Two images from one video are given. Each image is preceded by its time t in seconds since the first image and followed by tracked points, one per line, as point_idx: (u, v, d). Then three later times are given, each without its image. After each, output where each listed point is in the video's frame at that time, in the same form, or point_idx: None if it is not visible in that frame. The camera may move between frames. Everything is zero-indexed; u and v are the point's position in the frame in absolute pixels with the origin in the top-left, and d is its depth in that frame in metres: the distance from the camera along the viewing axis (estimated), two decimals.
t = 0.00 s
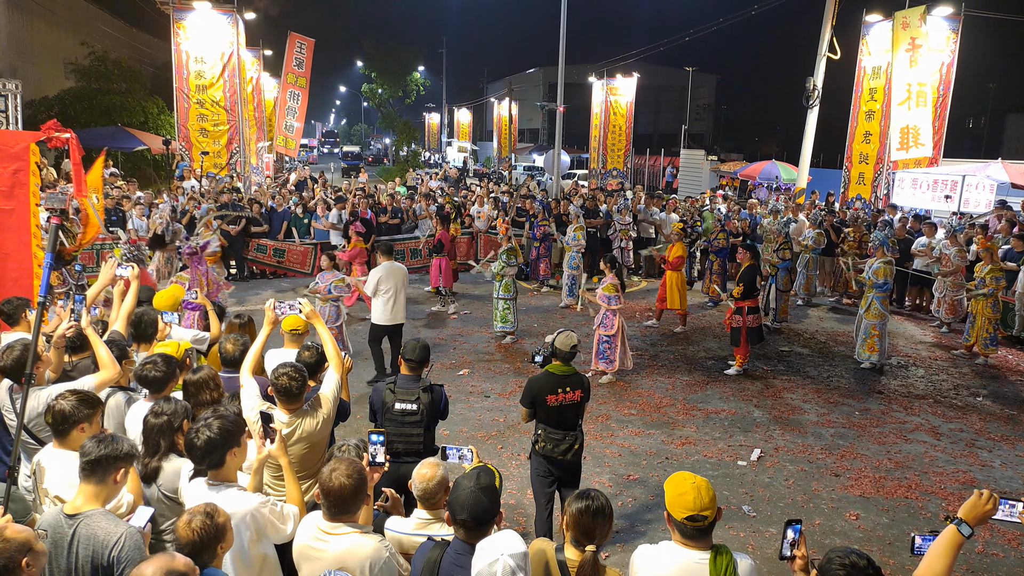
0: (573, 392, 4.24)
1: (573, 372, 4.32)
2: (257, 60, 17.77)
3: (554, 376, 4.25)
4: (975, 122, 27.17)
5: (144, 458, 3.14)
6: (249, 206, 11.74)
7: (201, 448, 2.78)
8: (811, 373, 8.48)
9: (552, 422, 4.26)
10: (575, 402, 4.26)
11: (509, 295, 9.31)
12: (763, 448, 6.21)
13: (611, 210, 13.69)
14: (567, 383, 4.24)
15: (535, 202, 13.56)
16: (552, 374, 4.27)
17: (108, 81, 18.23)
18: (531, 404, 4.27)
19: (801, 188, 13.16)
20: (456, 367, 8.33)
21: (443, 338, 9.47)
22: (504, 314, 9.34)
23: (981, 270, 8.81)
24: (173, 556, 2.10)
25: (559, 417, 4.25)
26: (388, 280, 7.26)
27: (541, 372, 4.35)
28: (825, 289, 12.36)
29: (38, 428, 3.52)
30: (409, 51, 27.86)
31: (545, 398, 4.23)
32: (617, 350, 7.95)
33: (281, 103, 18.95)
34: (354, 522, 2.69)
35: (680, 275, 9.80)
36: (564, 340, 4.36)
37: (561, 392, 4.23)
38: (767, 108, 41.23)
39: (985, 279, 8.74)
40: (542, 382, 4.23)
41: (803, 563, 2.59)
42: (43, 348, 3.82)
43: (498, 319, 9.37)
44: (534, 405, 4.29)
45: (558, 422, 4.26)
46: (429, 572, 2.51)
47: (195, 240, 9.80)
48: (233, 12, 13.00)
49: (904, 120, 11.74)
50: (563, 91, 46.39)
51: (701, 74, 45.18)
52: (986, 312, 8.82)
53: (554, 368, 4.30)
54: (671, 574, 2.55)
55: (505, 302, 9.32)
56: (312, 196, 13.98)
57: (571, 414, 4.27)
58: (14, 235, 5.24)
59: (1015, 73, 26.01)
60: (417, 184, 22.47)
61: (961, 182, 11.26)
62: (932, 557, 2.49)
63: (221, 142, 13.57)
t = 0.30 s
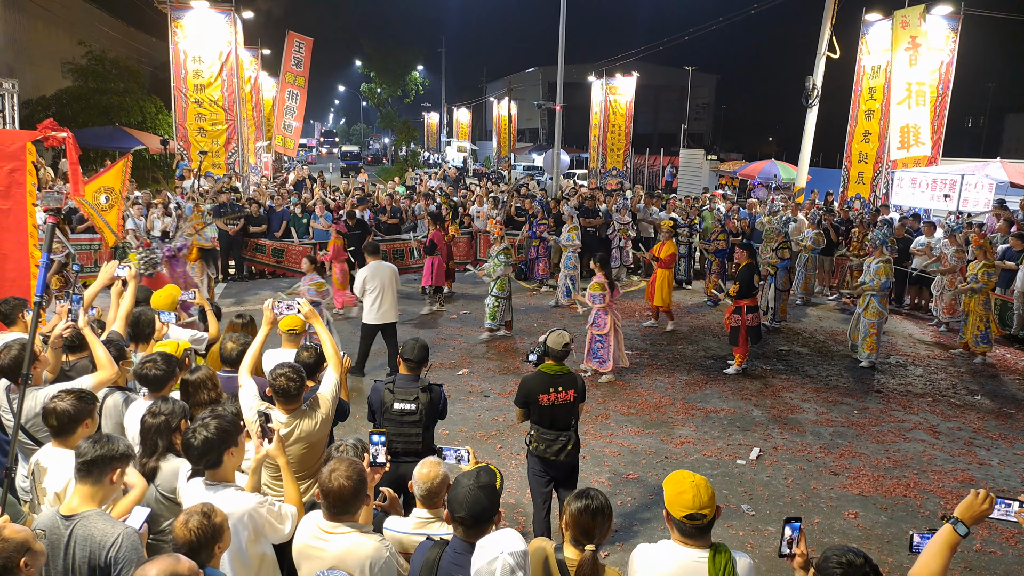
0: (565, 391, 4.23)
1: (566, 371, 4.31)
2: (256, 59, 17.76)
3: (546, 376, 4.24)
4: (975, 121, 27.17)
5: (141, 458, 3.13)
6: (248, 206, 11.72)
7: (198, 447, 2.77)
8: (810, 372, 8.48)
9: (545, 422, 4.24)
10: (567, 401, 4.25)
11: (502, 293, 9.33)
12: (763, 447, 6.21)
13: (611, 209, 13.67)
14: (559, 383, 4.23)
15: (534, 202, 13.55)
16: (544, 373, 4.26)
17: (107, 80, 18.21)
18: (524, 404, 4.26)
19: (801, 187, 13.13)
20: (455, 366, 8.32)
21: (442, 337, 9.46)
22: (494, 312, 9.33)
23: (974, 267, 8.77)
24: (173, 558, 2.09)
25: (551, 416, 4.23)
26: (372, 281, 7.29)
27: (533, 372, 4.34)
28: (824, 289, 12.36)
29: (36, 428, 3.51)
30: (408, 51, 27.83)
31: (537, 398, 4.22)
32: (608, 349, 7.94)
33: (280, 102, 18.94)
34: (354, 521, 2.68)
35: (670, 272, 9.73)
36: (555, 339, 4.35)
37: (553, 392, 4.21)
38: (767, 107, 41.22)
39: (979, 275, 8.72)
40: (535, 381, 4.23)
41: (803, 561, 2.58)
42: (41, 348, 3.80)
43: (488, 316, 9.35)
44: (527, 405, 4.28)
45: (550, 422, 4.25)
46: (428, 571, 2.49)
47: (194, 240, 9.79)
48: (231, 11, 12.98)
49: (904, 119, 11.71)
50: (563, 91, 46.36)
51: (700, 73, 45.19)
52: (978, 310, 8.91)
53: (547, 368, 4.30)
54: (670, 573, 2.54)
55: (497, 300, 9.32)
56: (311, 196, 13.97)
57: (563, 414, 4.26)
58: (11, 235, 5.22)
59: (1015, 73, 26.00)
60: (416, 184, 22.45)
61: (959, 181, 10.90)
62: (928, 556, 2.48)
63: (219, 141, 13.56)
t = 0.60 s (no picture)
0: (562, 391, 4.22)
1: (563, 371, 4.30)
2: (255, 59, 17.75)
3: (543, 376, 4.24)
4: (975, 120, 27.17)
5: (140, 459, 3.13)
6: (247, 206, 11.71)
7: (196, 447, 2.77)
8: (809, 371, 8.47)
9: (543, 422, 4.24)
10: (564, 401, 4.24)
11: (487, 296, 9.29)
12: (762, 446, 6.20)
13: (610, 209, 13.66)
14: (556, 383, 4.23)
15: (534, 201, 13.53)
16: (541, 373, 4.26)
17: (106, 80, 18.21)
18: (522, 404, 4.27)
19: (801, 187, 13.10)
20: (454, 366, 8.32)
21: (442, 337, 9.46)
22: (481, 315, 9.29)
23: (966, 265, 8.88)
24: (172, 560, 2.09)
25: (549, 417, 4.23)
26: (351, 280, 7.35)
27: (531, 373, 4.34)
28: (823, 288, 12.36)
29: (34, 428, 3.50)
30: (407, 51, 27.81)
31: (535, 398, 4.22)
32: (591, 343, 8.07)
33: (279, 102, 18.93)
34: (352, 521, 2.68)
35: (665, 273, 9.71)
36: (553, 339, 4.36)
37: (550, 391, 4.21)
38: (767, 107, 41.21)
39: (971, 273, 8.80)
40: (531, 381, 4.23)
41: (803, 560, 2.58)
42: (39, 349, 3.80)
43: (473, 319, 9.28)
44: (525, 405, 4.28)
45: (548, 423, 4.25)
46: (427, 570, 2.49)
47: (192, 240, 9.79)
48: (230, 11, 12.96)
49: (904, 118, 11.66)
50: (562, 90, 46.34)
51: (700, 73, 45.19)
52: (972, 307, 8.98)
53: (544, 367, 4.30)
54: (670, 572, 2.53)
55: (484, 303, 9.31)
56: (310, 196, 13.95)
57: (561, 414, 4.25)
58: (9, 235, 5.22)
59: (1015, 72, 26.00)
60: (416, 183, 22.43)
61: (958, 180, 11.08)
62: (925, 556, 2.48)
63: (218, 141, 13.55)
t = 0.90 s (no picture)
0: (559, 389, 4.21)
1: (560, 370, 4.30)
2: (253, 60, 17.73)
3: (539, 374, 4.25)
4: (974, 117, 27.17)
5: (138, 460, 3.12)
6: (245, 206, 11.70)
7: (193, 449, 2.76)
8: (808, 369, 8.47)
9: (541, 421, 4.23)
10: (562, 399, 4.23)
11: (474, 296, 9.25)
12: (761, 444, 6.20)
13: (609, 207, 13.66)
14: (553, 381, 4.22)
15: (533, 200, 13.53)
16: (538, 372, 4.27)
17: (104, 81, 18.20)
18: (519, 403, 4.27)
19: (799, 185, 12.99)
20: (454, 366, 8.31)
21: (442, 337, 9.45)
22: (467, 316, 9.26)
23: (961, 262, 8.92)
24: (172, 562, 2.08)
25: (546, 415, 4.22)
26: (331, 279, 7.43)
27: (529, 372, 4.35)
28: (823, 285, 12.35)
29: (32, 431, 3.48)
30: (405, 51, 27.78)
31: (532, 396, 4.22)
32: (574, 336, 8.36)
33: (277, 103, 18.90)
34: (351, 521, 2.68)
35: (660, 272, 9.70)
36: (550, 337, 4.34)
37: (547, 390, 4.21)
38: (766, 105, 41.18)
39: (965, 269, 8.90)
40: (528, 380, 4.24)
41: (803, 558, 2.58)
42: (36, 351, 3.78)
43: (465, 320, 9.26)
44: (522, 404, 4.28)
45: (546, 422, 4.23)
46: (425, 571, 2.49)
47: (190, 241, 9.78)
48: (227, 11, 12.95)
49: (904, 115, 11.71)
50: (561, 90, 46.29)
51: (698, 71, 45.17)
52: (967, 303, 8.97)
53: (541, 366, 4.31)
54: (670, 571, 2.53)
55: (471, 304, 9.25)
56: (309, 196, 13.94)
57: (559, 412, 4.23)
58: (7, 237, 5.23)
59: (1012, 68, 26.02)
60: (415, 183, 22.40)
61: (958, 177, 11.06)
62: (922, 554, 2.48)
63: (216, 142, 13.55)
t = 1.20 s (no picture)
0: (556, 389, 4.17)
1: (558, 369, 4.24)
2: (251, 59, 17.72)
3: (536, 374, 4.21)
4: (972, 113, 27.24)
5: (137, 460, 3.12)
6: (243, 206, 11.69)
7: (192, 449, 2.75)
8: (808, 366, 8.47)
9: (536, 421, 4.21)
10: (558, 400, 4.18)
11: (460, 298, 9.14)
12: (760, 442, 6.20)
13: (608, 205, 13.65)
14: (550, 381, 4.18)
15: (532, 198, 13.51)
16: (535, 371, 4.23)
17: (102, 81, 18.20)
18: (516, 403, 4.25)
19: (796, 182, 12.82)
20: (453, 365, 8.30)
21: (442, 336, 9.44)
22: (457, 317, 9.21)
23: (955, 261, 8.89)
24: (171, 562, 2.08)
25: (542, 415, 4.19)
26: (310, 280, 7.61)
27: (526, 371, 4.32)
28: (822, 283, 12.34)
29: (32, 431, 3.48)
30: (404, 50, 27.75)
31: (528, 396, 4.20)
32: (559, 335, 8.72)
33: (276, 102, 18.88)
34: (350, 520, 2.67)
35: (654, 271, 9.69)
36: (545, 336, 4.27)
37: (543, 390, 4.17)
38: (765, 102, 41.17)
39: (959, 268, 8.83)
40: (524, 379, 4.22)
41: (803, 554, 2.58)
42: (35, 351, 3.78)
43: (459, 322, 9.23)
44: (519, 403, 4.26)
45: (541, 422, 4.21)
46: (423, 570, 2.49)
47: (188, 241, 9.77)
48: (225, 11, 12.94)
49: (904, 111, 11.69)
50: (559, 88, 46.25)
51: (697, 69, 45.15)
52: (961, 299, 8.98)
53: (538, 365, 4.26)
54: (669, 569, 2.52)
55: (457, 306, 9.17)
56: (308, 195, 13.93)
57: (555, 412, 4.20)
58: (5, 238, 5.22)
59: (1010, 65, 26.04)
60: (414, 182, 22.38)
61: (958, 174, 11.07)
62: (917, 550, 2.48)
63: (214, 142, 13.55)
